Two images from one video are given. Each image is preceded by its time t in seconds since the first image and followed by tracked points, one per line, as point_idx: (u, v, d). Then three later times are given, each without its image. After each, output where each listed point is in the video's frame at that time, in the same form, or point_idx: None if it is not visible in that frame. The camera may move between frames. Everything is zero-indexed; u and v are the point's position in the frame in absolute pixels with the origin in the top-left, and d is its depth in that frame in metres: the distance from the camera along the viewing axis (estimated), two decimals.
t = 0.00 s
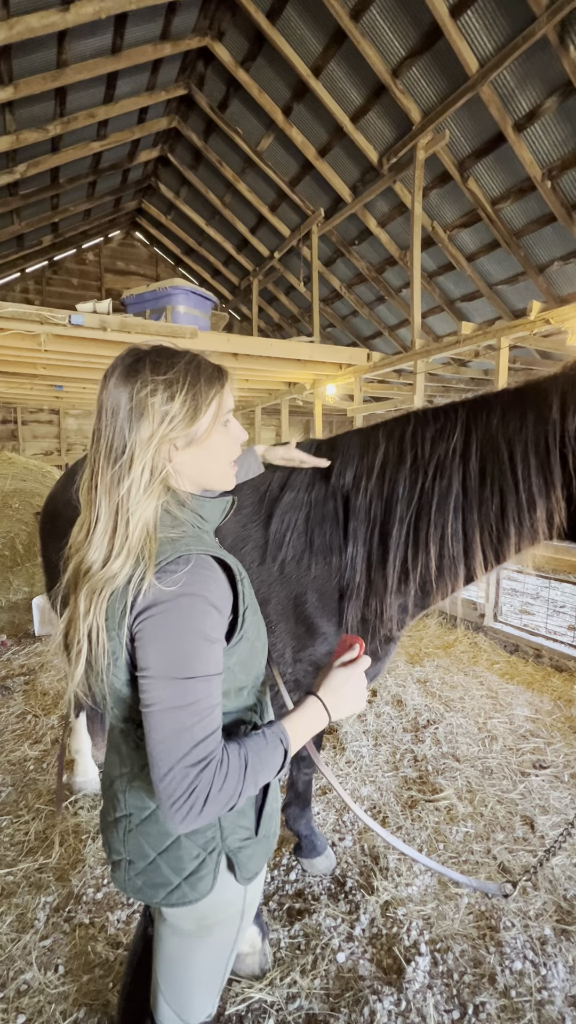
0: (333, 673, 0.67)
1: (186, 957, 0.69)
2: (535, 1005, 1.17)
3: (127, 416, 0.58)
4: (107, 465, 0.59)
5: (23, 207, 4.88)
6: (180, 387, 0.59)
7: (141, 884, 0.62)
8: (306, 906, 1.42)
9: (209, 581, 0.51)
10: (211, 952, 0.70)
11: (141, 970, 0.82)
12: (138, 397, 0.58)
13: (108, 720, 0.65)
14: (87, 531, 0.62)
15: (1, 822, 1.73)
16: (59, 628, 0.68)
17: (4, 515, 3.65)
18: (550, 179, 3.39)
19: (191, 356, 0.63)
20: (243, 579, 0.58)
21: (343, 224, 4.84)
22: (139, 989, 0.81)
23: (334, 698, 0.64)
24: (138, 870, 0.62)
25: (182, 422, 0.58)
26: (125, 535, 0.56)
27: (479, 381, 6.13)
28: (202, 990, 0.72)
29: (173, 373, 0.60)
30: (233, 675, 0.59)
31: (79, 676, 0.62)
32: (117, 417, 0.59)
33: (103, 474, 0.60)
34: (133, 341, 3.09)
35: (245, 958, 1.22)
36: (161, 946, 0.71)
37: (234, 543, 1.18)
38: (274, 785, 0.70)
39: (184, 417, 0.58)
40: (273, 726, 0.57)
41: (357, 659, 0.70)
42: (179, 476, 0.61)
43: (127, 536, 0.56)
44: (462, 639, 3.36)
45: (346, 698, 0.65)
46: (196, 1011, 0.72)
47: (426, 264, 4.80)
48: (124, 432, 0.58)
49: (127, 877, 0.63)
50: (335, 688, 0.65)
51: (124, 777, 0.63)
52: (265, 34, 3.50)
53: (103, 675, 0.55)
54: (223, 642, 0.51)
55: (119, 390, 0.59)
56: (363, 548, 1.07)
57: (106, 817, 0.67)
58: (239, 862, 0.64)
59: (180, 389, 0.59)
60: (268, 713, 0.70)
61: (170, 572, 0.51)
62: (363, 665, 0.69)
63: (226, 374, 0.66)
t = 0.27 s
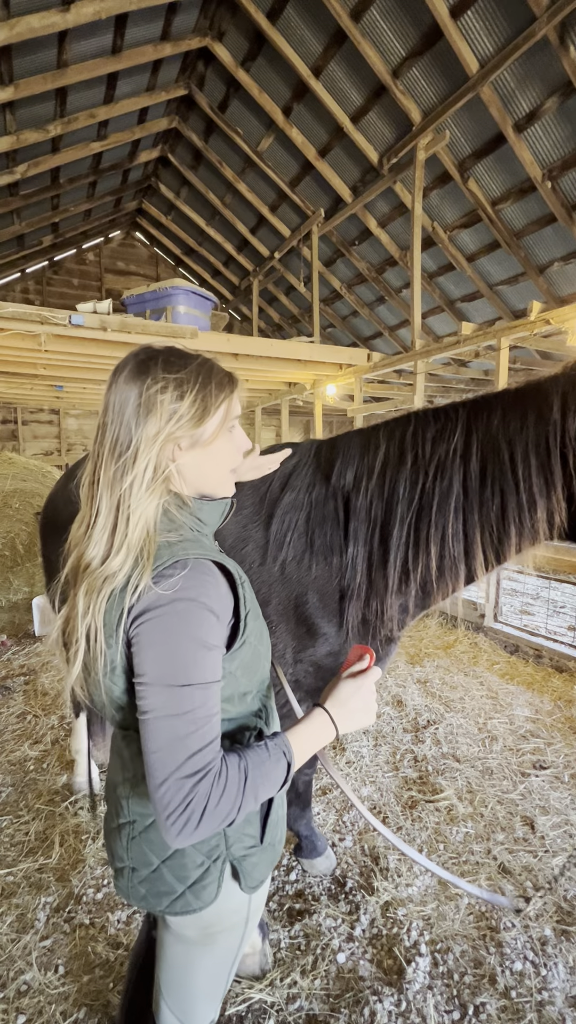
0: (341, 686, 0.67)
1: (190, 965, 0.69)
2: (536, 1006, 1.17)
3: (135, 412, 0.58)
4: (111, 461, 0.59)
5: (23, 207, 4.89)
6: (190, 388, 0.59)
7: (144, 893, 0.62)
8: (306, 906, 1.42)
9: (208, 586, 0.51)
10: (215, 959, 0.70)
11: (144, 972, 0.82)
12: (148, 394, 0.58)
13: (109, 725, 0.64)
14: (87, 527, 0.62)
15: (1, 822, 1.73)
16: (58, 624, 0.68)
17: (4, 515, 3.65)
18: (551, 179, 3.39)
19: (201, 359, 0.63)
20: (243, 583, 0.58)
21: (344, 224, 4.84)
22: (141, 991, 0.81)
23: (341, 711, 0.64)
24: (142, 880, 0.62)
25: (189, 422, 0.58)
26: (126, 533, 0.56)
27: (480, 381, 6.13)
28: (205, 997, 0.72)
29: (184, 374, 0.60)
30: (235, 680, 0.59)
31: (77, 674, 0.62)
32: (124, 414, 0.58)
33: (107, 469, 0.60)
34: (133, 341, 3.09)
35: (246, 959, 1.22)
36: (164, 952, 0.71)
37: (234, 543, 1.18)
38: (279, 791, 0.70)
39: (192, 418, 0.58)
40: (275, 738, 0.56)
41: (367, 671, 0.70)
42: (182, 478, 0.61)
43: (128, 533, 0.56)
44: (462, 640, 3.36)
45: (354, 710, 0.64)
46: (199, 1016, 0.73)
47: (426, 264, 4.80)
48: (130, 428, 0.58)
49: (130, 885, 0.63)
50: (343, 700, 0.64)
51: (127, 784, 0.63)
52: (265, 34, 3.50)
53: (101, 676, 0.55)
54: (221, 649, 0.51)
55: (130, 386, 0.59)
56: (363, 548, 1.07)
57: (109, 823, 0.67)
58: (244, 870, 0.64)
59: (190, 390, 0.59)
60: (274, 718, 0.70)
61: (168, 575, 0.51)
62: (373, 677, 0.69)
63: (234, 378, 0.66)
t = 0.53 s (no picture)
0: (340, 684, 0.67)
1: (192, 967, 0.69)
2: (535, 1005, 1.17)
3: (150, 412, 0.58)
4: (120, 460, 0.59)
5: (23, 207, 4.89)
6: (204, 389, 0.60)
7: (148, 895, 0.62)
8: (306, 905, 1.42)
9: (213, 587, 0.51)
10: (217, 960, 0.70)
11: (146, 972, 0.82)
12: (162, 395, 0.58)
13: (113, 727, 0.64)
14: (93, 525, 0.61)
15: (1, 822, 1.73)
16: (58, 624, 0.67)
17: (4, 515, 3.66)
18: (550, 179, 3.39)
19: (211, 362, 0.64)
20: (247, 584, 0.58)
21: (343, 224, 4.84)
22: (143, 991, 0.81)
23: (341, 710, 0.64)
24: (145, 882, 0.62)
25: (202, 424, 0.59)
26: (136, 532, 0.56)
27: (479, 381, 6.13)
28: (206, 999, 0.72)
29: (197, 375, 0.61)
30: (239, 682, 0.60)
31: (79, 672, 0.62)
32: (136, 413, 0.58)
33: (117, 468, 0.59)
34: (133, 341, 3.09)
35: (245, 958, 1.23)
36: (166, 955, 0.71)
37: (235, 543, 1.18)
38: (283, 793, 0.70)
39: (205, 418, 0.59)
40: (280, 738, 0.56)
41: (364, 668, 0.70)
42: (192, 478, 0.61)
43: (139, 533, 0.56)
44: (462, 640, 3.36)
45: (353, 708, 0.65)
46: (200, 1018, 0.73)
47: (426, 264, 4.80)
48: (143, 427, 0.58)
49: (134, 888, 0.63)
50: (342, 699, 0.65)
51: (130, 788, 0.63)
52: (265, 34, 3.50)
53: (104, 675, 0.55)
54: (227, 649, 0.51)
55: (144, 385, 0.59)
56: (363, 549, 1.07)
57: (112, 826, 0.67)
58: (248, 872, 0.64)
59: (204, 391, 0.60)
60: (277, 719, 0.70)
61: (174, 576, 0.51)
62: (370, 675, 0.69)
63: (243, 382, 0.67)
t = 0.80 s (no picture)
0: (337, 691, 0.67)
1: (190, 966, 0.70)
2: (534, 1004, 1.18)
3: (156, 412, 0.58)
4: (125, 461, 0.59)
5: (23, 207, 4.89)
6: (208, 389, 0.61)
7: (145, 894, 0.63)
8: (305, 905, 1.43)
9: (215, 590, 0.52)
10: (216, 959, 0.70)
11: (146, 972, 0.82)
12: (167, 395, 0.58)
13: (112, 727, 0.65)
14: (97, 527, 0.61)
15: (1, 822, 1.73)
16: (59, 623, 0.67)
17: (3, 515, 3.66)
18: (550, 180, 3.40)
19: (212, 362, 0.65)
20: (248, 587, 0.58)
21: (343, 225, 4.85)
22: (142, 990, 0.82)
23: (338, 717, 0.64)
24: (143, 881, 0.62)
25: (208, 424, 0.60)
26: (143, 533, 0.57)
27: (479, 381, 6.14)
28: (205, 998, 0.72)
29: (201, 375, 0.61)
30: (238, 684, 0.60)
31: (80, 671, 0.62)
32: (141, 414, 0.58)
33: (123, 468, 0.59)
34: (133, 341, 3.10)
35: (245, 958, 1.23)
36: (164, 953, 0.71)
37: (235, 544, 1.19)
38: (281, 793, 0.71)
39: (210, 418, 0.60)
40: (277, 741, 0.57)
41: (362, 675, 0.70)
42: (198, 478, 0.62)
43: (147, 533, 0.56)
44: (461, 640, 3.37)
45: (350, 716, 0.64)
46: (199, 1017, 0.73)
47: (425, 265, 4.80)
48: (150, 428, 0.58)
49: (131, 886, 0.64)
50: (340, 706, 0.64)
51: (129, 786, 0.64)
52: (265, 35, 3.50)
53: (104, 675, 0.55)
54: (227, 653, 0.51)
55: (149, 385, 0.59)
56: (362, 548, 1.08)
57: (110, 825, 0.67)
58: (246, 872, 0.64)
59: (209, 391, 0.60)
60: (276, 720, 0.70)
61: (177, 579, 0.52)
62: (368, 681, 0.69)
63: (244, 382, 0.67)
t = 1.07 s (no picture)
0: (336, 688, 0.67)
1: (189, 963, 0.70)
2: (532, 1003, 1.18)
3: (150, 411, 0.58)
4: (120, 460, 0.59)
5: (22, 207, 4.89)
6: (202, 387, 0.61)
7: (143, 892, 0.63)
8: (305, 904, 1.43)
9: (210, 592, 0.52)
10: (214, 957, 0.71)
11: (144, 976, 0.82)
12: (161, 394, 0.59)
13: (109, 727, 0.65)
14: (93, 527, 0.61)
15: None
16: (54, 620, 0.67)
17: (3, 515, 3.66)
18: (549, 181, 3.41)
19: (205, 361, 0.65)
20: (244, 587, 0.59)
21: (342, 225, 4.85)
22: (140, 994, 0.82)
23: (336, 715, 0.64)
24: (141, 879, 0.62)
25: (202, 422, 0.60)
26: (139, 532, 0.57)
27: (478, 381, 6.14)
28: (204, 994, 0.73)
29: (194, 372, 0.62)
30: (234, 684, 0.60)
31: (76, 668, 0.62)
32: (134, 413, 0.59)
33: (117, 466, 0.59)
34: (132, 341, 3.10)
35: (244, 957, 1.23)
36: (163, 950, 0.72)
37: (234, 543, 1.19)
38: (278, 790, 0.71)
39: (205, 417, 0.60)
40: (274, 742, 0.57)
41: (361, 673, 0.70)
42: (191, 475, 0.63)
43: (143, 532, 0.57)
44: (460, 640, 3.37)
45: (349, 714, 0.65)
46: (198, 1015, 0.73)
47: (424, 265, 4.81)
48: (144, 426, 0.58)
49: (129, 883, 0.64)
50: (338, 704, 0.65)
51: (126, 784, 0.64)
52: (264, 35, 3.50)
53: (100, 676, 0.55)
54: (223, 655, 0.52)
55: (142, 385, 0.59)
56: (361, 548, 1.08)
57: (108, 823, 0.67)
58: (243, 870, 0.64)
59: (203, 389, 0.61)
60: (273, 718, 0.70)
61: (172, 581, 0.52)
62: (367, 680, 0.69)
63: (237, 380, 0.68)
